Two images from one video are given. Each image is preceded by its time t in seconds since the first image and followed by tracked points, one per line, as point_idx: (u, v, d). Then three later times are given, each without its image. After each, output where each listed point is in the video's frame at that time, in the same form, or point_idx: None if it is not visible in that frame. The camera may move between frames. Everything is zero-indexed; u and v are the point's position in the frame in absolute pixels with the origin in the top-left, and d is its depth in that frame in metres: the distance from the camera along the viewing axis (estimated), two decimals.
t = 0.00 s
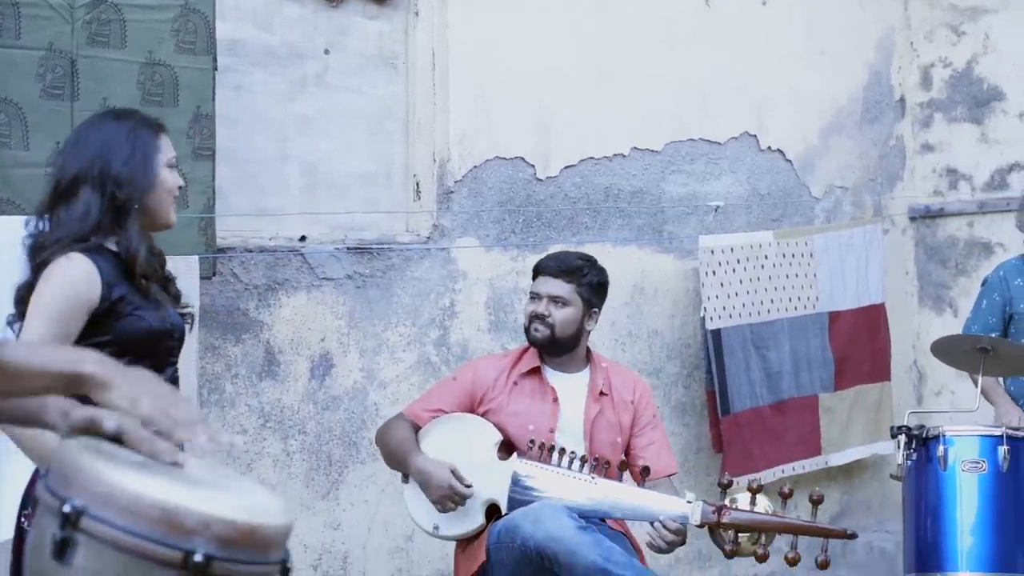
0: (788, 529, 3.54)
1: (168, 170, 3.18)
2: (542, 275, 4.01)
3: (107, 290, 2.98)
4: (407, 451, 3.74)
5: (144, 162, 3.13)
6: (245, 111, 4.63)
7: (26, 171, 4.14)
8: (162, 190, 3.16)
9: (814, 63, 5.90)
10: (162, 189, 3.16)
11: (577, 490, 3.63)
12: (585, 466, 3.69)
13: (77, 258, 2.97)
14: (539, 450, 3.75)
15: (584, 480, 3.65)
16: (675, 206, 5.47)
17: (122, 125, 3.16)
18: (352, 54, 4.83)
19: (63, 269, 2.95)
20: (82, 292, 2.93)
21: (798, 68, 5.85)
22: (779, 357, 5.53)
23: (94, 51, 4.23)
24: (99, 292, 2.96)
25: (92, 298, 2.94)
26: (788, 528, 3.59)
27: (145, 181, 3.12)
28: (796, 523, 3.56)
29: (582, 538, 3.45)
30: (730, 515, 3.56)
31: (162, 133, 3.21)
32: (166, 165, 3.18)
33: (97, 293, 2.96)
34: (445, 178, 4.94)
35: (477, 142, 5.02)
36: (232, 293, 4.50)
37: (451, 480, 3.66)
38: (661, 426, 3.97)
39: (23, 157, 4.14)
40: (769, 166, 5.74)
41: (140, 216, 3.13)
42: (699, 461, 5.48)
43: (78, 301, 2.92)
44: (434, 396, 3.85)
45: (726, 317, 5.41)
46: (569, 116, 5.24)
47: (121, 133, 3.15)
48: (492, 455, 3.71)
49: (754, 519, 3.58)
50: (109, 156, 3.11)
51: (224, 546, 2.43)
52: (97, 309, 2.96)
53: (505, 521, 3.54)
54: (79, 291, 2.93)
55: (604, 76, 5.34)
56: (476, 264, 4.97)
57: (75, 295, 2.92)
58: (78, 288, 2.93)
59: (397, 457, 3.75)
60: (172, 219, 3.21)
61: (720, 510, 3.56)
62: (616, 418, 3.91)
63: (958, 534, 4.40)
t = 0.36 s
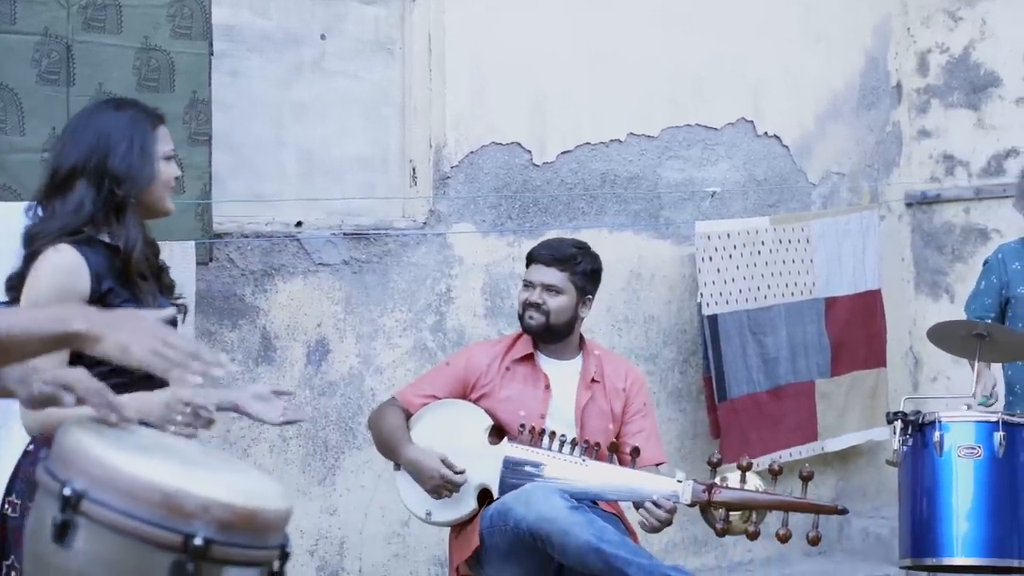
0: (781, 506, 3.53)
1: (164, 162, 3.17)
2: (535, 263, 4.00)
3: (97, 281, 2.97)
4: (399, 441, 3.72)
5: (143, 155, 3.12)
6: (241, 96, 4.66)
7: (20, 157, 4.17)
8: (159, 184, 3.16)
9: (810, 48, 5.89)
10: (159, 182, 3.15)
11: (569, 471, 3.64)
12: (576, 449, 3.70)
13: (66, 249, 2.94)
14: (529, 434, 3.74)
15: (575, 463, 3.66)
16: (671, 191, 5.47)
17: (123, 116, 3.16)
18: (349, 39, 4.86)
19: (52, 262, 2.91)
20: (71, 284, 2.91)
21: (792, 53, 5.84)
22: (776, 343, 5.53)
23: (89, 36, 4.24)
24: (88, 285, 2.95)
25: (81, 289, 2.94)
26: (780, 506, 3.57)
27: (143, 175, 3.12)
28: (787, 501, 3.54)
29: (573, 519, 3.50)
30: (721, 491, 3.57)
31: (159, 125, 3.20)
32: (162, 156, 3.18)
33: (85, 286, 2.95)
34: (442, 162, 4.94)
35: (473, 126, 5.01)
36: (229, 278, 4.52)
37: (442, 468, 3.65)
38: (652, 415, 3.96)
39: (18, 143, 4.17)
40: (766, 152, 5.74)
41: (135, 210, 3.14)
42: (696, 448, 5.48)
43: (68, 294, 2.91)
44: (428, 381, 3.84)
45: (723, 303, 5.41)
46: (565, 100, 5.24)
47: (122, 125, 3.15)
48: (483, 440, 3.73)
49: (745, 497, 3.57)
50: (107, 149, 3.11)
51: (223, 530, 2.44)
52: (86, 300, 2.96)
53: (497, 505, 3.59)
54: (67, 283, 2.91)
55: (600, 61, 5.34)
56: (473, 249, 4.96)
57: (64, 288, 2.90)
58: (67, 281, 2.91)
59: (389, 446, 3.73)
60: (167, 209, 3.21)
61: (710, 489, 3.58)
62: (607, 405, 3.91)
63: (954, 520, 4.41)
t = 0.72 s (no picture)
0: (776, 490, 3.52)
1: (149, 144, 3.17)
2: (524, 248, 3.98)
3: (93, 265, 3.00)
4: (396, 429, 3.73)
5: (128, 138, 3.13)
6: (238, 80, 4.63)
7: (17, 142, 4.14)
8: (145, 165, 3.16)
9: (808, 34, 5.88)
10: (144, 164, 3.16)
11: (564, 456, 3.64)
12: (573, 433, 3.71)
13: (59, 233, 2.98)
14: (526, 420, 3.76)
15: (570, 447, 3.65)
16: (669, 177, 5.47)
17: (110, 98, 3.16)
18: (347, 24, 4.83)
19: (47, 246, 2.96)
20: (66, 267, 2.95)
21: (791, 40, 5.83)
22: (774, 329, 5.54)
23: (87, 21, 4.23)
24: (84, 268, 2.98)
25: (76, 272, 2.97)
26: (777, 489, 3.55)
27: (128, 157, 3.13)
28: (784, 484, 3.53)
29: (570, 503, 3.51)
30: (717, 475, 3.55)
31: (144, 106, 3.19)
32: (149, 138, 3.17)
33: (81, 270, 2.98)
34: (439, 149, 4.94)
35: (471, 112, 5.01)
36: (226, 264, 4.51)
37: (442, 460, 3.68)
38: (646, 396, 3.99)
39: (15, 128, 4.14)
40: (764, 137, 5.74)
41: (121, 192, 3.15)
42: (693, 433, 5.50)
43: (62, 278, 2.94)
44: (423, 367, 3.85)
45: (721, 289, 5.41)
46: (563, 87, 5.24)
47: (108, 106, 3.15)
48: (480, 426, 3.73)
49: (741, 481, 3.56)
50: (93, 129, 3.11)
51: (219, 514, 2.44)
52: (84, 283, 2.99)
53: (494, 491, 3.61)
54: (61, 266, 2.95)
55: (597, 46, 5.33)
56: (470, 235, 4.98)
57: (58, 272, 2.94)
58: (61, 264, 2.95)
59: (387, 433, 3.74)
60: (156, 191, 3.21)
61: (706, 472, 3.57)
62: (603, 387, 3.93)
63: (950, 506, 4.43)
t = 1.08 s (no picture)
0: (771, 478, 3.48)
1: (130, 121, 3.15)
2: (521, 232, 3.96)
3: (91, 241, 3.02)
4: (394, 411, 3.73)
5: (103, 116, 3.13)
6: (236, 65, 4.64)
7: (13, 126, 4.14)
8: (124, 143, 3.14)
9: (806, 18, 5.87)
10: (126, 141, 3.14)
11: (561, 442, 3.64)
12: (569, 418, 3.71)
13: (62, 206, 3.01)
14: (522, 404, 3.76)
15: (568, 432, 3.66)
16: (666, 161, 5.47)
17: (87, 79, 3.17)
18: (343, 6, 4.82)
19: (48, 218, 2.99)
20: (63, 241, 2.98)
21: (788, 24, 5.82)
22: (770, 313, 5.54)
23: (83, 5, 4.23)
24: (82, 244, 3.00)
25: (74, 247, 2.99)
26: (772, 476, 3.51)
27: (106, 134, 3.12)
28: (779, 473, 3.48)
29: (568, 488, 3.53)
30: (714, 463, 3.52)
31: (125, 84, 3.18)
32: (129, 116, 3.16)
33: (81, 245, 3.00)
34: (436, 132, 4.93)
35: (467, 96, 5.01)
36: (222, 248, 4.51)
37: (442, 442, 3.68)
38: (639, 382, 3.98)
39: (11, 111, 4.13)
40: (761, 122, 5.74)
41: (105, 171, 3.14)
42: (689, 417, 5.51)
43: (59, 251, 2.97)
44: (420, 349, 3.86)
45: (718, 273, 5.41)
46: (559, 71, 5.23)
47: (85, 88, 3.16)
48: (477, 410, 3.73)
49: (736, 468, 3.53)
50: (66, 113, 3.12)
51: (217, 497, 2.45)
52: (82, 259, 3.01)
53: (491, 476, 3.63)
54: (59, 240, 2.97)
55: (594, 31, 5.32)
56: (467, 219, 4.97)
57: (55, 245, 2.97)
58: (58, 238, 2.97)
59: (386, 416, 3.74)
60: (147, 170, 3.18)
61: (703, 460, 3.53)
62: (596, 370, 3.93)
63: (946, 490, 4.44)
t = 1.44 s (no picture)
0: (764, 459, 3.49)
1: (104, 105, 3.15)
2: (534, 236, 3.86)
3: (81, 228, 3.02)
4: (386, 393, 3.75)
5: (76, 102, 3.13)
6: (228, 48, 4.64)
7: (6, 108, 4.18)
8: (99, 127, 3.14)
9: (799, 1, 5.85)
10: (100, 125, 3.14)
11: (553, 425, 3.65)
12: (561, 402, 3.73)
13: (50, 193, 3.00)
14: (516, 387, 3.78)
15: (557, 415, 3.67)
16: (659, 145, 5.47)
17: (67, 64, 3.17)
18: None
19: (35, 205, 2.98)
20: (49, 227, 2.96)
21: (781, 8, 5.81)
22: (763, 297, 5.55)
23: None
24: (68, 230, 2.99)
25: (62, 234, 2.98)
26: (765, 460, 3.52)
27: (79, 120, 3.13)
28: (773, 456, 3.50)
29: (560, 472, 3.53)
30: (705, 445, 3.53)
31: (99, 67, 3.18)
32: (104, 99, 3.16)
33: (66, 232, 2.98)
34: (430, 115, 4.93)
35: (461, 79, 5.01)
36: (213, 232, 4.53)
37: (432, 424, 3.66)
38: (631, 364, 3.96)
39: (4, 94, 4.17)
40: (753, 105, 5.73)
41: (85, 156, 3.15)
42: (681, 400, 5.52)
43: (44, 236, 2.95)
44: (413, 333, 3.88)
45: (710, 257, 5.42)
46: (552, 55, 5.22)
47: (65, 73, 3.16)
48: (469, 394, 3.74)
49: (729, 450, 3.54)
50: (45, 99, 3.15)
51: (207, 480, 2.45)
52: (69, 245, 3.01)
53: (482, 459, 3.63)
54: (45, 225, 2.96)
55: (587, 14, 5.31)
56: (459, 201, 4.97)
57: (40, 231, 2.95)
58: (45, 223, 2.96)
59: (379, 400, 3.76)
60: (126, 151, 3.18)
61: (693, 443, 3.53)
62: (591, 352, 3.93)
63: (938, 474, 4.45)
